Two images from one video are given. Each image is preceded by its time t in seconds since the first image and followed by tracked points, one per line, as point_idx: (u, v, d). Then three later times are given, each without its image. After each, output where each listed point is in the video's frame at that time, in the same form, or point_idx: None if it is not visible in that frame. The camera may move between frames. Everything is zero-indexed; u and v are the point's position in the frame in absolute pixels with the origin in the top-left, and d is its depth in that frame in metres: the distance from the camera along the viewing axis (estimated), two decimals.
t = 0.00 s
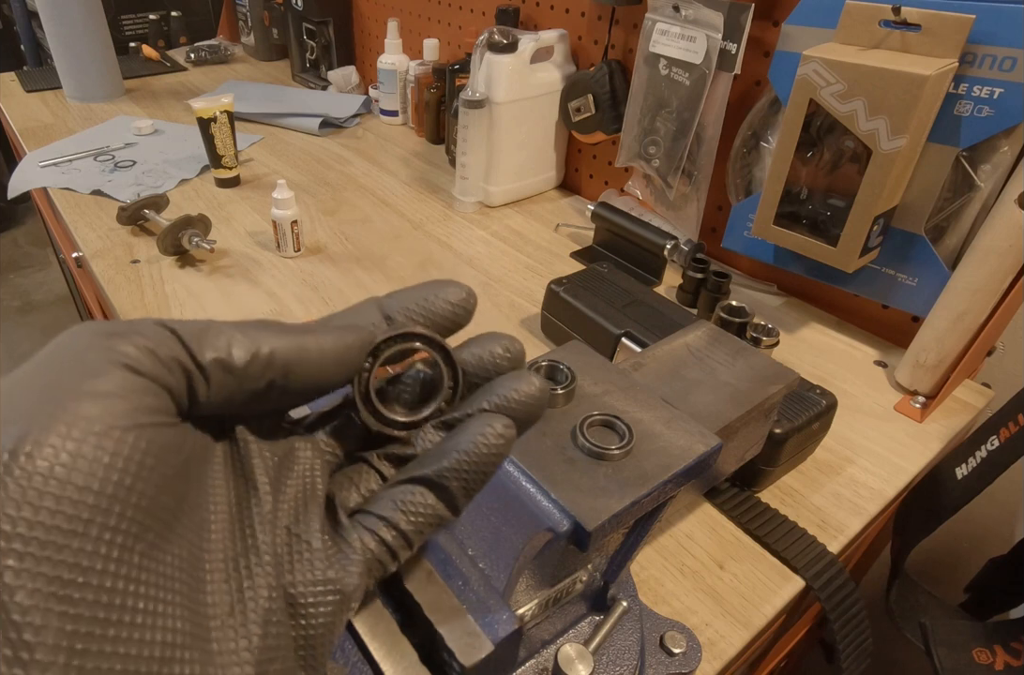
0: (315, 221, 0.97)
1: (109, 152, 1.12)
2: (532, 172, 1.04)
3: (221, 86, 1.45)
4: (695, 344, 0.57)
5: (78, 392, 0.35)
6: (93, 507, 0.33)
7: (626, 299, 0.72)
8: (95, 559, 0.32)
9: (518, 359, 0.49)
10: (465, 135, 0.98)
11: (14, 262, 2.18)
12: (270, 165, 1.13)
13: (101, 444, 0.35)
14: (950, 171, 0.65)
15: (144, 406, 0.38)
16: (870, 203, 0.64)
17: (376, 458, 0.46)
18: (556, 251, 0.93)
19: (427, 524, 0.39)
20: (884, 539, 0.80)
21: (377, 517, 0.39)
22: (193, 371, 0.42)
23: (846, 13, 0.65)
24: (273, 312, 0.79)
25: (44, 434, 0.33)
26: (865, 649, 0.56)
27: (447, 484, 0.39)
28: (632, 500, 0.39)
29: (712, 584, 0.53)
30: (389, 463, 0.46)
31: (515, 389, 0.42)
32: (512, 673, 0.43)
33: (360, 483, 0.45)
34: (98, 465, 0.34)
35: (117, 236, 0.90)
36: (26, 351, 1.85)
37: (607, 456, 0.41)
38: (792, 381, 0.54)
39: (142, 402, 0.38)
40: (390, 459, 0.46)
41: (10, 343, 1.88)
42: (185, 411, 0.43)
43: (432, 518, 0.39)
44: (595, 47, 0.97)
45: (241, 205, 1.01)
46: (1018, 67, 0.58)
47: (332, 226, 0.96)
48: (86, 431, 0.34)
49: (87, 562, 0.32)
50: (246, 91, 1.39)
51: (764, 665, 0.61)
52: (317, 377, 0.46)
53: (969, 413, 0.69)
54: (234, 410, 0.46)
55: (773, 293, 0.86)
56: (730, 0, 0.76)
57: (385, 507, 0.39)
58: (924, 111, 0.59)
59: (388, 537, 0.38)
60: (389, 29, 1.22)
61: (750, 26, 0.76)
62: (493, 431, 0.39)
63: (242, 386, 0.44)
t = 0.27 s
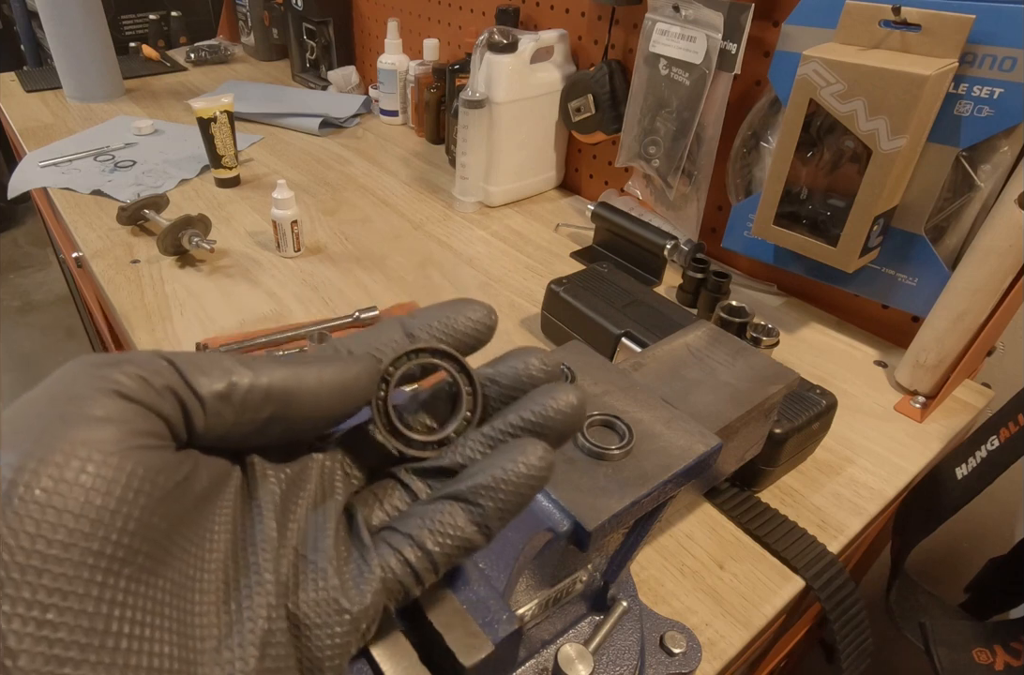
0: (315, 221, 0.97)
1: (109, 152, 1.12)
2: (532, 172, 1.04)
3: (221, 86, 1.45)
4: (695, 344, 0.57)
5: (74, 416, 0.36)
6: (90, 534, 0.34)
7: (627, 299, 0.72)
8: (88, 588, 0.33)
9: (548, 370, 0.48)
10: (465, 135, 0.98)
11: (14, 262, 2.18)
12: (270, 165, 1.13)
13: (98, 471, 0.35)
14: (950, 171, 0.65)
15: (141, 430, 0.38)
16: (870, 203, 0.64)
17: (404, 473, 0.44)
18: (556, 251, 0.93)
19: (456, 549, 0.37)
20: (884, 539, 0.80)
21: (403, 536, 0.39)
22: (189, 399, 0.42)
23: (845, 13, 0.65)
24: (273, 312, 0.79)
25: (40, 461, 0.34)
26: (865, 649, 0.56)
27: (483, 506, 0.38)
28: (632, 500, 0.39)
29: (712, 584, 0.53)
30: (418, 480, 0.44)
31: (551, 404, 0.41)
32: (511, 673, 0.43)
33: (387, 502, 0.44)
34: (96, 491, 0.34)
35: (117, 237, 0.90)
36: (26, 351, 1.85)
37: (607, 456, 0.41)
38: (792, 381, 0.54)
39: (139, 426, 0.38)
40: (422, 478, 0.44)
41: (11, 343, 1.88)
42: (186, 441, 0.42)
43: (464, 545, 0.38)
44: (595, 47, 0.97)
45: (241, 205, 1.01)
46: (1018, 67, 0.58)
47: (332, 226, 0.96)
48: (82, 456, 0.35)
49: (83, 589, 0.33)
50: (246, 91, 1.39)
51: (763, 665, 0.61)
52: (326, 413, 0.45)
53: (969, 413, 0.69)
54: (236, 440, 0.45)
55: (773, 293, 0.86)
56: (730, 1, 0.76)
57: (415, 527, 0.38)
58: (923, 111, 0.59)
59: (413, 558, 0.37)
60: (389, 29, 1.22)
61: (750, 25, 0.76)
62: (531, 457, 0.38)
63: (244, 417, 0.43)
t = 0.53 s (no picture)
0: (315, 221, 0.97)
1: (109, 152, 1.12)
2: (532, 172, 1.04)
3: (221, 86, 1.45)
4: (695, 344, 0.57)
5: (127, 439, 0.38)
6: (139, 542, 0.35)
7: (627, 299, 0.72)
8: (137, 596, 0.34)
9: (566, 375, 0.47)
10: (465, 135, 0.98)
11: (14, 262, 2.18)
12: (270, 165, 1.13)
13: (152, 484, 0.37)
14: (950, 171, 0.65)
15: (187, 444, 0.40)
16: (870, 203, 0.64)
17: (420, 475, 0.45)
18: (556, 251, 0.93)
19: (475, 550, 0.37)
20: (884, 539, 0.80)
21: (423, 539, 0.38)
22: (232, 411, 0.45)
23: (845, 12, 0.65)
24: (273, 312, 0.79)
25: (97, 478, 0.36)
26: (865, 650, 0.56)
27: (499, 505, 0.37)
28: (631, 499, 0.39)
29: (712, 584, 0.53)
30: (435, 484, 0.44)
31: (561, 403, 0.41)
32: (511, 673, 0.43)
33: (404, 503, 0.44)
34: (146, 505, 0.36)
35: (117, 236, 0.90)
36: (26, 351, 1.85)
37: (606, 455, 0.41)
38: (792, 380, 0.54)
39: (184, 441, 0.40)
40: (436, 479, 0.44)
41: (11, 343, 1.88)
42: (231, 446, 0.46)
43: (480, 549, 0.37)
44: (595, 47, 0.97)
45: (241, 205, 1.01)
46: (1018, 67, 0.58)
47: (332, 226, 0.96)
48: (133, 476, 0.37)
49: (135, 598, 0.34)
50: (246, 91, 1.39)
51: (763, 665, 0.61)
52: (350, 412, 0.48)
53: (969, 413, 0.69)
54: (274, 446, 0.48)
55: (773, 293, 0.86)
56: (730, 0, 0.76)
57: (433, 527, 0.38)
58: (924, 111, 0.59)
59: (435, 559, 0.37)
60: (389, 29, 1.21)
61: (750, 25, 0.76)
62: (544, 455, 0.37)
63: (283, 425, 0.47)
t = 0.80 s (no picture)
0: (315, 221, 0.97)
1: (109, 152, 1.12)
2: (532, 172, 1.04)
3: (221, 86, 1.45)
4: (695, 344, 0.57)
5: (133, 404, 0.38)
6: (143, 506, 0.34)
7: (627, 299, 0.72)
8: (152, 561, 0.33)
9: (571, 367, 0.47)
10: (465, 135, 0.98)
11: (14, 262, 2.18)
12: (270, 165, 1.13)
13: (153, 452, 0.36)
14: (950, 171, 0.65)
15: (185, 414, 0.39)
16: (870, 204, 0.64)
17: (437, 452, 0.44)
18: (556, 251, 0.93)
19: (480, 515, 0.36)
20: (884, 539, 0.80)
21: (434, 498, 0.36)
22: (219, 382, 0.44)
23: (845, 12, 0.65)
24: (273, 312, 0.79)
25: (103, 438, 0.36)
26: (865, 650, 0.56)
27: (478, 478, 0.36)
28: (632, 499, 0.39)
29: (712, 584, 0.53)
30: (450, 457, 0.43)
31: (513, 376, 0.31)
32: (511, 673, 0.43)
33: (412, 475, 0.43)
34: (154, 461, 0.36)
35: (117, 236, 0.90)
36: (26, 351, 1.85)
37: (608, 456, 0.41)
38: (791, 380, 0.54)
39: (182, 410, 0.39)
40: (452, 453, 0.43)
41: (11, 343, 1.88)
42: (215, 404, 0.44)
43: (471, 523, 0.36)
44: (595, 47, 0.97)
45: (241, 205, 1.01)
46: (1018, 67, 0.58)
47: (332, 226, 0.96)
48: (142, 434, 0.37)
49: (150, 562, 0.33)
50: (246, 91, 1.39)
51: (763, 665, 0.61)
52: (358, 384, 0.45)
53: (969, 413, 0.69)
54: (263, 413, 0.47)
55: (773, 293, 0.86)
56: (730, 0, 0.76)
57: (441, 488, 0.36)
58: (924, 111, 0.59)
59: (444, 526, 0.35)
60: (389, 29, 1.22)
61: (750, 26, 0.76)
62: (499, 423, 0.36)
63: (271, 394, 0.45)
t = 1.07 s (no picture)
0: (315, 221, 0.97)
1: (109, 152, 1.12)
2: (532, 172, 1.04)
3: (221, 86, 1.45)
4: (694, 344, 0.57)
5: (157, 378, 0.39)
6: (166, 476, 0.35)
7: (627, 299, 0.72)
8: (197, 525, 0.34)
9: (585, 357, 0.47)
10: (465, 135, 0.98)
11: (14, 262, 2.18)
12: (270, 165, 1.13)
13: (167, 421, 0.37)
14: (950, 171, 0.65)
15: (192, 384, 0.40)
16: (870, 203, 0.64)
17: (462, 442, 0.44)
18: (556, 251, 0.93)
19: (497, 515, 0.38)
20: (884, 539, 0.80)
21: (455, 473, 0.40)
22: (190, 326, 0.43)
23: (845, 13, 0.65)
24: (273, 312, 0.79)
25: (131, 413, 0.36)
26: (865, 650, 0.56)
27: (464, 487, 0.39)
28: (632, 499, 0.39)
29: (712, 584, 0.53)
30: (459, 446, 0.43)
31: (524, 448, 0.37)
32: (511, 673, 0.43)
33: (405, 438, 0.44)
34: (181, 435, 0.37)
35: (117, 236, 0.90)
36: (26, 351, 1.86)
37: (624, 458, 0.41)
38: (792, 381, 0.54)
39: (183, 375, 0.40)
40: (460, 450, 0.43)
41: (11, 343, 1.88)
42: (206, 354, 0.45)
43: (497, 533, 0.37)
44: (595, 47, 0.97)
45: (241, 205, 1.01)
46: (1018, 67, 0.58)
47: (332, 226, 0.96)
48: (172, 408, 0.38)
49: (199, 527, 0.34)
50: (246, 91, 1.39)
51: (763, 665, 0.61)
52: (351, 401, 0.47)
53: (969, 413, 0.69)
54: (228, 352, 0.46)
55: (773, 293, 0.86)
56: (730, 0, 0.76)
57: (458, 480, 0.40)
58: (924, 111, 0.59)
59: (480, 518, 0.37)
60: (389, 29, 1.22)
61: (750, 26, 0.76)
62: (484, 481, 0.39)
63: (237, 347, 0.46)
